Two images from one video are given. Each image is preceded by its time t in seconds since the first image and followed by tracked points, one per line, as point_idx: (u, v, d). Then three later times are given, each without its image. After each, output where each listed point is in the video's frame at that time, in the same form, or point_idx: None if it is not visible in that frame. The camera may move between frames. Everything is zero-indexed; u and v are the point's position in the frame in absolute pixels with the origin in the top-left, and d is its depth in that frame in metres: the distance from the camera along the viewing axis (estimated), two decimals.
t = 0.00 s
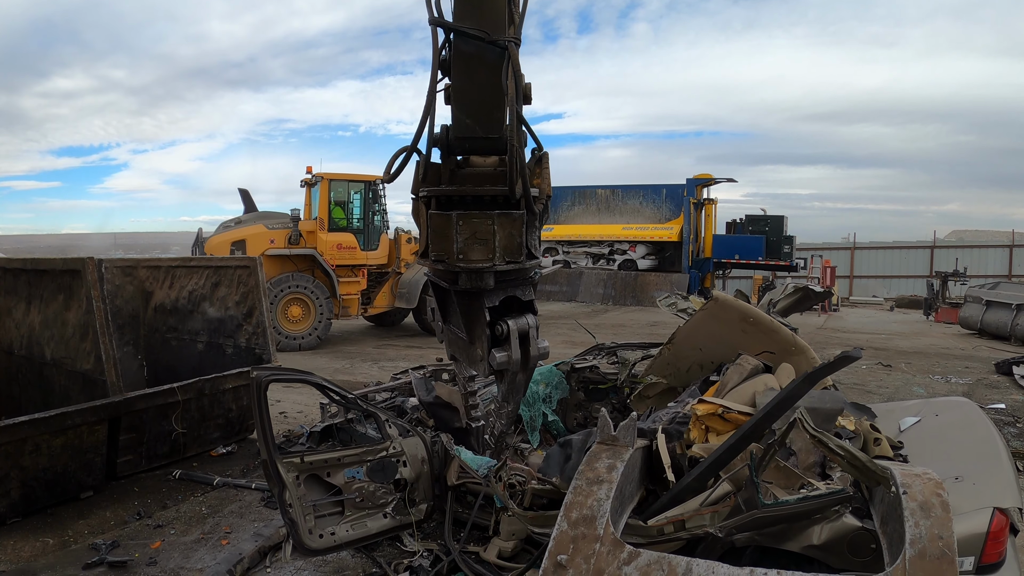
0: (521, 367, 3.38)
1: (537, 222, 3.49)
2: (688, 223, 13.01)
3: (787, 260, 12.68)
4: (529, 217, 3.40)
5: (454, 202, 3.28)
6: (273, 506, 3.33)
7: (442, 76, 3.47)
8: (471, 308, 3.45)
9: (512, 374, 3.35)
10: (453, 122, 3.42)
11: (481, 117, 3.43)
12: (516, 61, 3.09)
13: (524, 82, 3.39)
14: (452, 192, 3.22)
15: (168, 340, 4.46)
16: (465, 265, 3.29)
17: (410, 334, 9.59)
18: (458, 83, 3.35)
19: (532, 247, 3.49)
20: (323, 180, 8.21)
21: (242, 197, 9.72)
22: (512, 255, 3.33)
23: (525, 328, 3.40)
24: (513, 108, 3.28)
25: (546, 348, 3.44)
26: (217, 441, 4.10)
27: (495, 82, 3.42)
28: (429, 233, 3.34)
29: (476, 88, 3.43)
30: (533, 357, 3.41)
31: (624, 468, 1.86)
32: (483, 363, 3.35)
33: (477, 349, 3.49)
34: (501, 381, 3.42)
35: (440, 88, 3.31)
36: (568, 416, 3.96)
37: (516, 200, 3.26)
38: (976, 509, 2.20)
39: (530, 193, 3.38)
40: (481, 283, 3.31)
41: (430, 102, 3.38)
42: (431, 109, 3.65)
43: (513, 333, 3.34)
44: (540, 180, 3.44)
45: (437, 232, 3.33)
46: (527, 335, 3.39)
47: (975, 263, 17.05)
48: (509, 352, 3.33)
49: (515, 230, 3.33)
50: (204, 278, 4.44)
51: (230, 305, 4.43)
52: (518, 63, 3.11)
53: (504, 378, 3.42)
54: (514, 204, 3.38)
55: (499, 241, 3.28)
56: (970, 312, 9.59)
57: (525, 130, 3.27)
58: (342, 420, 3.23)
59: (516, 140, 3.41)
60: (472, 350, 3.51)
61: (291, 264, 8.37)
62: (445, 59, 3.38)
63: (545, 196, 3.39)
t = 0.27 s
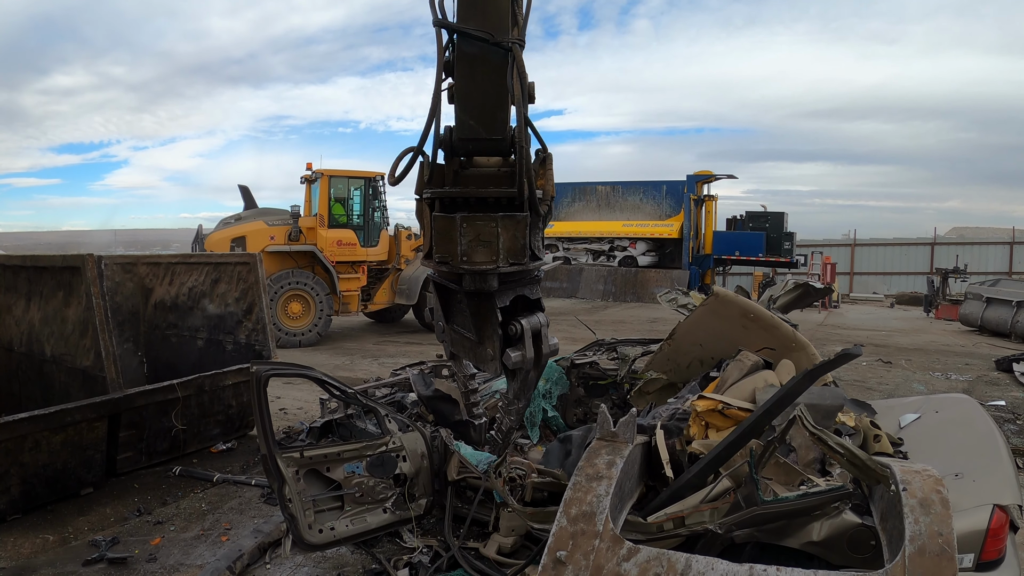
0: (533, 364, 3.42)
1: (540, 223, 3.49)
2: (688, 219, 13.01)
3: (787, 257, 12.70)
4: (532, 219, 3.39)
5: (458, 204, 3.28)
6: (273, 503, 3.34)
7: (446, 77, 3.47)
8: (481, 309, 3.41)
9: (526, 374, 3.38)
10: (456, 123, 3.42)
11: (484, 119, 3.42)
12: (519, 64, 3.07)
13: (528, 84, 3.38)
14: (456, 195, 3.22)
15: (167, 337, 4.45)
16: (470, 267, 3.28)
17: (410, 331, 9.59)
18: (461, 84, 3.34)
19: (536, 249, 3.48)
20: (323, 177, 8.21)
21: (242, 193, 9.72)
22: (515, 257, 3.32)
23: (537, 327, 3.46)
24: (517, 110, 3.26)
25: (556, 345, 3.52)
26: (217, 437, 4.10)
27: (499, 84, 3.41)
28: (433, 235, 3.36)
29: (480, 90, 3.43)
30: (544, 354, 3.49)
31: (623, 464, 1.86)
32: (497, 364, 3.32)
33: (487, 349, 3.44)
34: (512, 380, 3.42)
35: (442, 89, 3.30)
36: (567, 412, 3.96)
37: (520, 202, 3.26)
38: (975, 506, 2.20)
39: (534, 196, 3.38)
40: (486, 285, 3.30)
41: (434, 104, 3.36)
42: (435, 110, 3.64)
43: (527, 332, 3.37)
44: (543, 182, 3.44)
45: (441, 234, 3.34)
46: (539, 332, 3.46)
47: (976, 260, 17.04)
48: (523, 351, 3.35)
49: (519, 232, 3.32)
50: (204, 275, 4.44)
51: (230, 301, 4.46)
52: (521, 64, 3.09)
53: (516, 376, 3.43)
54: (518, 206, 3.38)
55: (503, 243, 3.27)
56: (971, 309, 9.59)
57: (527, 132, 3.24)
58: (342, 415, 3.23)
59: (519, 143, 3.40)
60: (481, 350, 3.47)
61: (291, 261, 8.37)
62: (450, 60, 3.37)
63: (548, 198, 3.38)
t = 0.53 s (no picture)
0: (535, 369, 3.48)
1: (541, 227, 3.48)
2: (689, 215, 12.99)
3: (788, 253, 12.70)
4: (532, 223, 3.37)
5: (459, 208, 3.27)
6: (273, 499, 3.33)
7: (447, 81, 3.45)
8: (482, 314, 3.43)
9: (528, 379, 3.44)
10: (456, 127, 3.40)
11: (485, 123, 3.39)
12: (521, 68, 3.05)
13: (529, 88, 3.36)
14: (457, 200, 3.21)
15: (168, 333, 4.44)
16: (470, 272, 3.29)
17: (410, 327, 9.59)
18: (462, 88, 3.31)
19: (536, 253, 3.46)
20: (323, 173, 8.20)
21: (243, 190, 9.72)
22: (516, 261, 3.31)
23: (539, 331, 3.50)
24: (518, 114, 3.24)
25: (558, 348, 3.58)
26: (217, 434, 4.10)
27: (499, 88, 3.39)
28: (433, 240, 3.37)
29: (481, 94, 3.41)
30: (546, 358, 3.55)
31: (624, 461, 1.86)
32: (499, 369, 3.37)
33: (488, 354, 3.47)
34: (514, 385, 3.46)
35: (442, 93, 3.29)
36: (568, 408, 3.96)
37: (521, 206, 3.25)
38: (978, 503, 2.19)
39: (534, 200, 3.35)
40: (486, 289, 3.32)
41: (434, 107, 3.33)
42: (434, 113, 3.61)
43: (530, 337, 3.42)
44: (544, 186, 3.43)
45: (442, 239, 3.34)
46: (542, 337, 3.51)
47: (976, 256, 17.03)
48: (526, 356, 3.40)
49: (520, 236, 3.32)
50: (204, 271, 4.46)
51: (230, 297, 4.49)
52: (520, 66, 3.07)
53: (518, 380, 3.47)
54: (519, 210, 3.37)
55: (504, 247, 3.26)
56: (971, 306, 9.58)
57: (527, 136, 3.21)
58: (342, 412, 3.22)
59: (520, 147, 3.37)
60: (483, 355, 3.50)
61: (292, 257, 8.36)
62: (450, 64, 3.36)
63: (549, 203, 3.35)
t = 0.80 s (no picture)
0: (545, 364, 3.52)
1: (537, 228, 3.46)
2: (691, 212, 12.98)
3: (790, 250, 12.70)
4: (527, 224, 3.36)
5: (453, 209, 3.27)
6: (275, 496, 3.33)
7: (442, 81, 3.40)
8: (491, 314, 3.40)
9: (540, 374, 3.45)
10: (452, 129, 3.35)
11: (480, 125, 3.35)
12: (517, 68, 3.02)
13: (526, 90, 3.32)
14: (451, 200, 3.21)
15: (169, 330, 4.45)
16: (465, 273, 3.30)
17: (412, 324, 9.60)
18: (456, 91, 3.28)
19: (532, 253, 3.49)
20: (324, 170, 8.19)
21: (244, 186, 9.71)
22: (511, 262, 3.30)
23: (547, 327, 3.53)
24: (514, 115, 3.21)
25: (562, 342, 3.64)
26: (219, 431, 4.10)
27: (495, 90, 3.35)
28: (428, 241, 3.38)
29: (476, 95, 3.36)
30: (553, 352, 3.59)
31: (627, 457, 1.85)
32: (515, 367, 3.33)
33: (495, 354, 3.43)
34: (523, 382, 3.46)
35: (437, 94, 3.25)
36: (570, 404, 3.92)
37: (515, 207, 3.23)
38: (980, 500, 2.18)
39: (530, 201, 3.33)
40: (481, 290, 3.31)
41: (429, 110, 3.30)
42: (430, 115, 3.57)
43: (542, 333, 3.43)
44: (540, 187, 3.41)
45: (437, 240, 3.36)
46: (550, 332, 3.54)
47: (978, 254, 17.02)
48: (540, 352, 3.39)
49: (515, 238, 3.30)
50: (206, 268, 4.45)
51: (232, 294, 4.44)
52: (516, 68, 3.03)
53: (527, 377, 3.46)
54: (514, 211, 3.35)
55: (499, 248, 3.26)
56: (973, 303, 9.57)
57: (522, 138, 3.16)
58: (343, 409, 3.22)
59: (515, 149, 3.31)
60: (489, 356, 3.45)
61: (293, 254, 8.36)
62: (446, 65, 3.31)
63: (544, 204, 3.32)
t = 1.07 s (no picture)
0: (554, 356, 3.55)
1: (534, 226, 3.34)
2: (692, 211, 12.99)
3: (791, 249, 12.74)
4: (525, 222, 3.26)
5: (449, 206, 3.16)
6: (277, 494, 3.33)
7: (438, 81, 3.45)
8: (511, 310, 3.38)
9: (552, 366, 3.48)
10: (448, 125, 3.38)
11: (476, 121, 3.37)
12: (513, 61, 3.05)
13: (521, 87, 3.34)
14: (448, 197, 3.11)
15: (171, 328, 4.44)
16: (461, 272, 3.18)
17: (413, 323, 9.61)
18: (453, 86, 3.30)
19: (529, 252, 3.35)
20: (326, 168, 8.20)
21: (246, 185, 9.72)
22: (508, 260, 3.18)
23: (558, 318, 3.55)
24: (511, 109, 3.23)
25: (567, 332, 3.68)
26: (220, 429, 4.10)
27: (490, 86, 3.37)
28: (423, 239, 3.25)
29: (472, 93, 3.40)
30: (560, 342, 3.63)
31: (630, 455, 1.85)
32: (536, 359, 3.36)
33: (510, 350, 3.40)
34: (537, 374, 3.45)
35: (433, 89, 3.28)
36: (572, 403, 3.92)
37: (511, 203, 3.11)
38: (983, 498, 2.18)
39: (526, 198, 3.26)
40: (478, 288, 3.23)
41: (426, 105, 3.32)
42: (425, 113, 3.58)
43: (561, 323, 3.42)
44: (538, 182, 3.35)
45: (431, 237, 3.22)
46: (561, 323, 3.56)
47: (980, 252, 17.01)
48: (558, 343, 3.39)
49: (512, 235, 3.18)
50: (208, 266, 4.45)
51: (234, 292, 4.46)
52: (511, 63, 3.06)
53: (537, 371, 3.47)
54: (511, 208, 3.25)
55: (496, 246, 3.15)
56: (975, 302, 9.56)
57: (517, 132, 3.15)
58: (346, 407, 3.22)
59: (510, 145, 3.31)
60: (503, 352, 3.42)
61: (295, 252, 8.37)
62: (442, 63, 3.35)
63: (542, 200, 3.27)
